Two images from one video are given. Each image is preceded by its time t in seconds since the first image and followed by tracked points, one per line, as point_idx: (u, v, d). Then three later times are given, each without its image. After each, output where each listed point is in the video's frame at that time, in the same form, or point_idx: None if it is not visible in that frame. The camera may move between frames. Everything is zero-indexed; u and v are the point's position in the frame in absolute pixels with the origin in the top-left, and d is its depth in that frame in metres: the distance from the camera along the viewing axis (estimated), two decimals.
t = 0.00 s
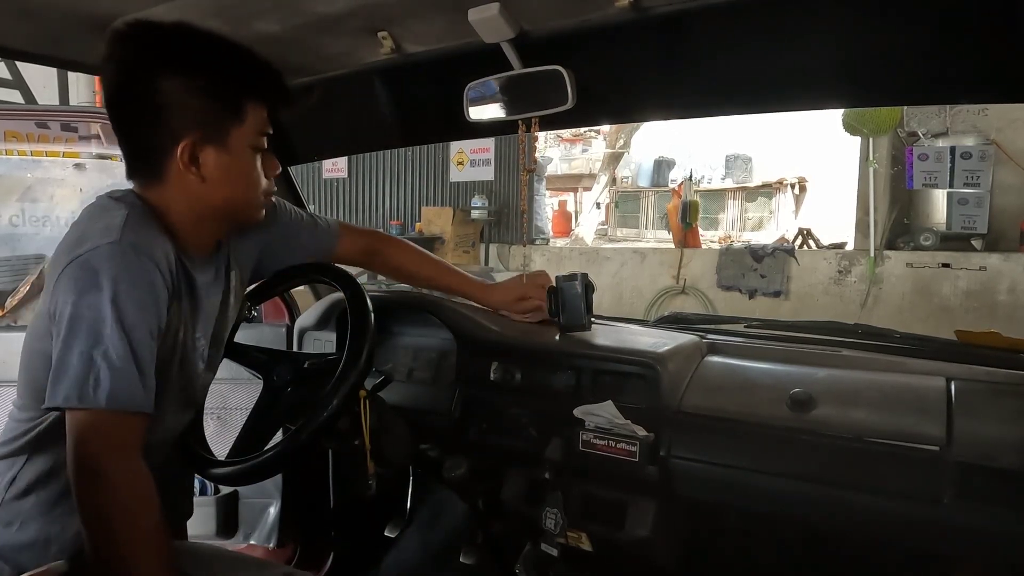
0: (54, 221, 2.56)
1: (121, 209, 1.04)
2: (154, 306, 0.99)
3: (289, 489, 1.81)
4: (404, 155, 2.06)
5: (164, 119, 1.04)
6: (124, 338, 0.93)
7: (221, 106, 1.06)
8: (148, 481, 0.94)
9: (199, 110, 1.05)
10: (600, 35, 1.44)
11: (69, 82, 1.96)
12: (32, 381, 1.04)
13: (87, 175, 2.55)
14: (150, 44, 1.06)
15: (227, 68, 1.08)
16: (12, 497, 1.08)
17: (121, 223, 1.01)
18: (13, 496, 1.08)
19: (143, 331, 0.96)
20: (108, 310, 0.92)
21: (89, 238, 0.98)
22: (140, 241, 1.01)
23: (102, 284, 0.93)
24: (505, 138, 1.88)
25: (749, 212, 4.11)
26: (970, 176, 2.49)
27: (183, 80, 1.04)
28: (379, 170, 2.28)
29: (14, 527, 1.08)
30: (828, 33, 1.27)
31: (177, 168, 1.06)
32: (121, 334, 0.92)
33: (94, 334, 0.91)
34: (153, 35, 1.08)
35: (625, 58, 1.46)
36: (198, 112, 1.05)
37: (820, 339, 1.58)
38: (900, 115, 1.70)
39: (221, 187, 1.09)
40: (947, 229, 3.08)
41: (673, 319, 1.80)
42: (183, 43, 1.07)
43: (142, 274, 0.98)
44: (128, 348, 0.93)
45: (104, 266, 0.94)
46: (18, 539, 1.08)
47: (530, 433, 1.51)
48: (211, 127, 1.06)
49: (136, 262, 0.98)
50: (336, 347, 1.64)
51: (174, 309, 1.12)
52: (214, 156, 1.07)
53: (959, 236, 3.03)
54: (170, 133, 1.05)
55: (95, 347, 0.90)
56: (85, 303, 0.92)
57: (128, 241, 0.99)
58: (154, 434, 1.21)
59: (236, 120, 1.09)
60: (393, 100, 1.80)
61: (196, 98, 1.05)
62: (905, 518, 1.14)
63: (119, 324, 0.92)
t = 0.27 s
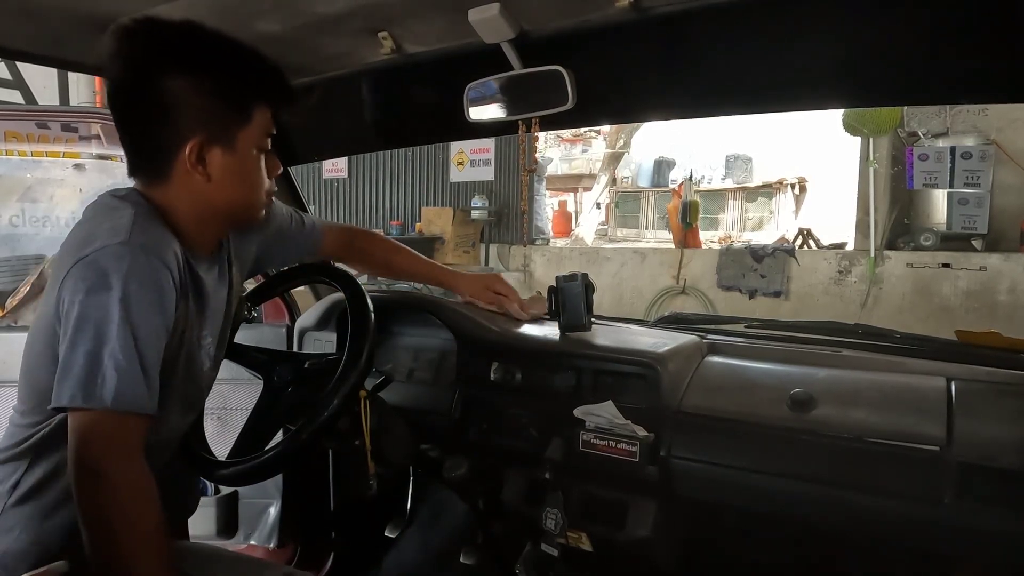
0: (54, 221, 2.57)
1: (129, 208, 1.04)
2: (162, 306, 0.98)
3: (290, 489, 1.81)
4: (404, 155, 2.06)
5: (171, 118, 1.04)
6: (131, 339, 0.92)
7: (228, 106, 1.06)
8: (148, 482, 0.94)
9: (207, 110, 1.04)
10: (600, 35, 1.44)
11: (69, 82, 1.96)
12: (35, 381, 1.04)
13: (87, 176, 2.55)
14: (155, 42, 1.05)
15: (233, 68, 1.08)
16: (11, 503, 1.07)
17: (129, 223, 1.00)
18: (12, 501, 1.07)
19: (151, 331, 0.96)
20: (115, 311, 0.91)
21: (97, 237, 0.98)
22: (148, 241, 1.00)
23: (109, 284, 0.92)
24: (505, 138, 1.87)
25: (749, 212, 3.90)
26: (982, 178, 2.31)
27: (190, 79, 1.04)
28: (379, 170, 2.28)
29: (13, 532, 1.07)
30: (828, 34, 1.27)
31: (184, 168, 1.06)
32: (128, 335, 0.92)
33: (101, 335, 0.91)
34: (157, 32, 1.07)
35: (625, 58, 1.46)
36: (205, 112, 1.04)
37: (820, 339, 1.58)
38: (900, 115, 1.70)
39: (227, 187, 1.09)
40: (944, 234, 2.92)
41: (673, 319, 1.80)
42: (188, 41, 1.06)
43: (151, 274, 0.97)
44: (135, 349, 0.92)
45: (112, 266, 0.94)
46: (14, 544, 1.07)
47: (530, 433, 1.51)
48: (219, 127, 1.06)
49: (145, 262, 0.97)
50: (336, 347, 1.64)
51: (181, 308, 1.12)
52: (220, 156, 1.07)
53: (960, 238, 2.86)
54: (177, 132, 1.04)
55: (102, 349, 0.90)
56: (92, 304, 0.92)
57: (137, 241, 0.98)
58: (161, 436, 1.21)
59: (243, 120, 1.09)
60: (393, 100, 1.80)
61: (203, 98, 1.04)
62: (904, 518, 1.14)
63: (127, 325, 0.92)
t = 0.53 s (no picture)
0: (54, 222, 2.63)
1: (124, 205, 1.03)
2: (163, 304, 0.99)
3: (290, 489, 1.81)
4: (405, 156, 2.06)
5: (170, 114, 1.04)
6: (136, 337, 0.93)
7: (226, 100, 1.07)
8: (146, 481, 0.94)
9: (206, 104, 1.05)
10: (600, 36, 1.44)
11: (69, 83, 1.97)
12: (30, 380, 1.03)
13: (86, 175, 2.58)
14: (149, 37, 1.04)
15: (229, 63, 1.09)
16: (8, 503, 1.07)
17: (127, 220, 1.00)
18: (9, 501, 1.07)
19: (154, 329, 0.96)
20: (118, 309, 0.92)
21: (96, 235, 0.97)
22: (148, 238, 1.00)
23: (111, 283, 0.92)
24: (505, 139, 1.87)
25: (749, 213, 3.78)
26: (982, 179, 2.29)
27: (187, 73, 1.04)
28: (379, 170, 2.28)
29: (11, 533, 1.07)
30: (828, 34, 1.27)
31: (185, 162, 1.07)
32: (132, 333, 0.92)
33: (105, 334, 0.91)
34: (147, 26, 1.06)
35: (626, 59, 1.46)
36: (204, 106, 1.05)
37: (820, 339, 1.58)
38: (901, 115, 1.69)
39: (227, 179, 1.11)
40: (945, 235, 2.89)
41: (674, 319, 1.80)
42: (180, 35, 1.06)
43: (152, 272, 0.97)
44: (140, 347, 0.93)
45: (113, 265, 0.93)
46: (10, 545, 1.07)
47: (530, 433, 1.51)
48: (218, 121, 1.07)
49: (145, 261, 0.97)
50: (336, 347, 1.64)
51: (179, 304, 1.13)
52: (220, 149, 1.09)
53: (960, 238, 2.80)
54: (177, 128, 1.04)
55: (107, 347, 0.90)
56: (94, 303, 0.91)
57: (136, 239, 0.98)
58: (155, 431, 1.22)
59: (240, 114, 1.10)
60: (393, 100, 1.80)
61: (202, 92, 1.05)
62: (905, 518, 1.14)
63: (131, 323, 0.92)
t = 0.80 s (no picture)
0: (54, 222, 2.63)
1: (108, 206, 1.02)
2: (150, 305, 0.98)
3: (290, 489, 1.81)
4: (405, 156, 2.06)
5: (166, 115, 1.04)
6: (123, 340, 0.93)
7: (220, 100, 1.09)
8: (140, 481, 0.95)
9: (202, 105, 1.07)
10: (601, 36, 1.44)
11: (68, 83, 1.97)
12: (24, 385, 1.03)
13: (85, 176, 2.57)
14: (141, 38, 1.04)
15: (223, 63, 1.10)
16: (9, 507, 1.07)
17: (111, 222, 0.99)
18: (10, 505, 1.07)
19: (142, 331, 0.96)
20: (103, 314, 0.91)
21: (79, 238, 0.96)
22: (132, 239, 0.99)
23: (95, 287, 0.92)
24: (505, 139, 1.87)
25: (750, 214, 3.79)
26: (983, 179, 2.28)
27: (181, 75, 1.05)
28: (379, 171, 2.28)
29: (14, 536, 1.07)
30: (828, 35, 1.27)
31: (182, 163, 1.08)
32: (118, 336, 0.92)
33: (90, 339, 0.91)
34: (136, 25, 1.05)
35: (626, 59, 1.46)
36: (201, 108, 1.07)
37: (820, 339, 1.58)
38: (901, 115, 1.69)
39: (223, 179, 1.13)
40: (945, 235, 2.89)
41: (674, 319, 1.80)
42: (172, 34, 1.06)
43: (136, 274, 0.97)
44: (128, 350, 0.93)
45: (95, 268, 0.93)
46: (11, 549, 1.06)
47: (530, 433, 1.51)
48: (213, 121, 1.09)
49: (129, 263, 0.96)
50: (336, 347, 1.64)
51: (171, 303, 1.13)
52: (216, 149, 1.10)
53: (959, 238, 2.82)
54: (175, 129, 1.05)
55: (93, 352, 0.90)
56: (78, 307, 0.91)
57: (121, 242, 0.97)
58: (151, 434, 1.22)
59: (233, 113, 1.12)
60: (393, 100, 1.80)
61: (197, 93, 1.06)
62: (905, 518, 1.14)
63: (116, 327, 0.92)
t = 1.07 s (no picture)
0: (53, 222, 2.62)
1: (109, 213, 1.02)
2: (151, 309, 0.98)
3: (289, 490, 1.81)
4: (405, 157, 2.06)
5: (164, 117, 1.04)
6: (125, 344, 0.92)
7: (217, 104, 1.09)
8: (151, 484, 0.94)
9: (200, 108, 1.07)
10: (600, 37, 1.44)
11: (69, 83, 1.97)
12: (19, 390, 1.03)
13: (86, 177, 2.54)
14: (139, 40, 1.04)
15: (221, 68, 1.11)
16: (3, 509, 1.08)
17: (112, 228, 0.99)
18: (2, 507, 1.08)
19: (143, 335, 0.96)
20: (105, 318, 0.91)
21: (81, 244, 0.96)
22: (134, 245, 0.99)
23: (97, 292, 0.92)
24: (505, 140, 1.87)
25: (749, 214, 3.80)
26: (983, 179, 2.28)
27: (181, 78, 1.05)
28: (379, 171, 2.28)
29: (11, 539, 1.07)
30: (827, 35, 1.27)
31: (178, 165, 1.08)
32: (121, 340, 0.92)
33: (92, 342, 0.90)
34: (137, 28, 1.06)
35: (626, 59, 1.47)
36: (199, 111, 1.07)
37: (820, 339, 1.58)
38: (901, 116, 1.69)
39: (218, 183, 1.13)
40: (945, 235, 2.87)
41: (673, 319, 1.80)
42: (172, 38, 1.07)
43: (139, 278, 0.97)
44: (129, 353, 0.92)
45: (97, 273, 0.93)
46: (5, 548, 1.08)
47: (530, 433, 1.51)
48: (211, 125, 1.09)
49: (131, 267, 0.96)
50: (336, 348, 1.64)
51: (167, 307, 1.12)
52: (212, 152, 1.11)
53: (958, 238, 2.82)
54: (173, 133, 1.05)
55: (94, 356, 0.90)
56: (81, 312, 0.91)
57: (122, 247, 0.97)
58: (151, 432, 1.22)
59: (230, 117, 1.13)
60: (393, 101, 1.80)
61: (195, 95, 1.06)
62: (905, 518, 1.14)
63: (118, 331, 0.92)
